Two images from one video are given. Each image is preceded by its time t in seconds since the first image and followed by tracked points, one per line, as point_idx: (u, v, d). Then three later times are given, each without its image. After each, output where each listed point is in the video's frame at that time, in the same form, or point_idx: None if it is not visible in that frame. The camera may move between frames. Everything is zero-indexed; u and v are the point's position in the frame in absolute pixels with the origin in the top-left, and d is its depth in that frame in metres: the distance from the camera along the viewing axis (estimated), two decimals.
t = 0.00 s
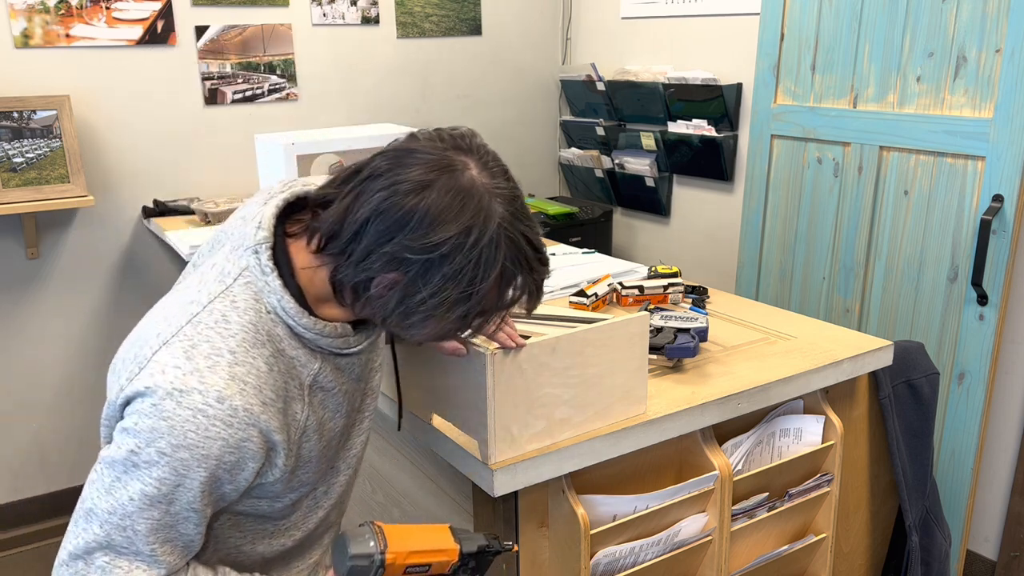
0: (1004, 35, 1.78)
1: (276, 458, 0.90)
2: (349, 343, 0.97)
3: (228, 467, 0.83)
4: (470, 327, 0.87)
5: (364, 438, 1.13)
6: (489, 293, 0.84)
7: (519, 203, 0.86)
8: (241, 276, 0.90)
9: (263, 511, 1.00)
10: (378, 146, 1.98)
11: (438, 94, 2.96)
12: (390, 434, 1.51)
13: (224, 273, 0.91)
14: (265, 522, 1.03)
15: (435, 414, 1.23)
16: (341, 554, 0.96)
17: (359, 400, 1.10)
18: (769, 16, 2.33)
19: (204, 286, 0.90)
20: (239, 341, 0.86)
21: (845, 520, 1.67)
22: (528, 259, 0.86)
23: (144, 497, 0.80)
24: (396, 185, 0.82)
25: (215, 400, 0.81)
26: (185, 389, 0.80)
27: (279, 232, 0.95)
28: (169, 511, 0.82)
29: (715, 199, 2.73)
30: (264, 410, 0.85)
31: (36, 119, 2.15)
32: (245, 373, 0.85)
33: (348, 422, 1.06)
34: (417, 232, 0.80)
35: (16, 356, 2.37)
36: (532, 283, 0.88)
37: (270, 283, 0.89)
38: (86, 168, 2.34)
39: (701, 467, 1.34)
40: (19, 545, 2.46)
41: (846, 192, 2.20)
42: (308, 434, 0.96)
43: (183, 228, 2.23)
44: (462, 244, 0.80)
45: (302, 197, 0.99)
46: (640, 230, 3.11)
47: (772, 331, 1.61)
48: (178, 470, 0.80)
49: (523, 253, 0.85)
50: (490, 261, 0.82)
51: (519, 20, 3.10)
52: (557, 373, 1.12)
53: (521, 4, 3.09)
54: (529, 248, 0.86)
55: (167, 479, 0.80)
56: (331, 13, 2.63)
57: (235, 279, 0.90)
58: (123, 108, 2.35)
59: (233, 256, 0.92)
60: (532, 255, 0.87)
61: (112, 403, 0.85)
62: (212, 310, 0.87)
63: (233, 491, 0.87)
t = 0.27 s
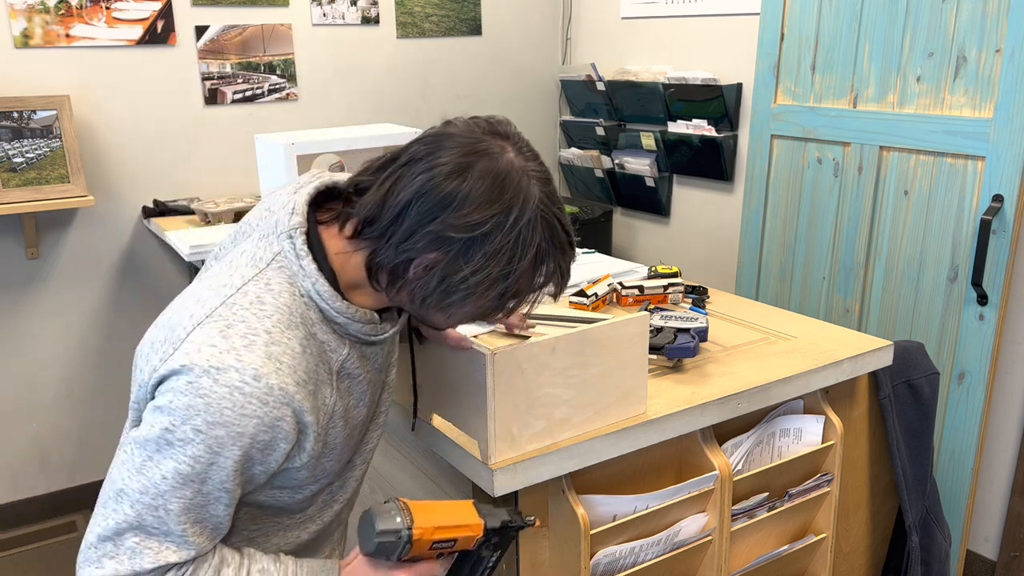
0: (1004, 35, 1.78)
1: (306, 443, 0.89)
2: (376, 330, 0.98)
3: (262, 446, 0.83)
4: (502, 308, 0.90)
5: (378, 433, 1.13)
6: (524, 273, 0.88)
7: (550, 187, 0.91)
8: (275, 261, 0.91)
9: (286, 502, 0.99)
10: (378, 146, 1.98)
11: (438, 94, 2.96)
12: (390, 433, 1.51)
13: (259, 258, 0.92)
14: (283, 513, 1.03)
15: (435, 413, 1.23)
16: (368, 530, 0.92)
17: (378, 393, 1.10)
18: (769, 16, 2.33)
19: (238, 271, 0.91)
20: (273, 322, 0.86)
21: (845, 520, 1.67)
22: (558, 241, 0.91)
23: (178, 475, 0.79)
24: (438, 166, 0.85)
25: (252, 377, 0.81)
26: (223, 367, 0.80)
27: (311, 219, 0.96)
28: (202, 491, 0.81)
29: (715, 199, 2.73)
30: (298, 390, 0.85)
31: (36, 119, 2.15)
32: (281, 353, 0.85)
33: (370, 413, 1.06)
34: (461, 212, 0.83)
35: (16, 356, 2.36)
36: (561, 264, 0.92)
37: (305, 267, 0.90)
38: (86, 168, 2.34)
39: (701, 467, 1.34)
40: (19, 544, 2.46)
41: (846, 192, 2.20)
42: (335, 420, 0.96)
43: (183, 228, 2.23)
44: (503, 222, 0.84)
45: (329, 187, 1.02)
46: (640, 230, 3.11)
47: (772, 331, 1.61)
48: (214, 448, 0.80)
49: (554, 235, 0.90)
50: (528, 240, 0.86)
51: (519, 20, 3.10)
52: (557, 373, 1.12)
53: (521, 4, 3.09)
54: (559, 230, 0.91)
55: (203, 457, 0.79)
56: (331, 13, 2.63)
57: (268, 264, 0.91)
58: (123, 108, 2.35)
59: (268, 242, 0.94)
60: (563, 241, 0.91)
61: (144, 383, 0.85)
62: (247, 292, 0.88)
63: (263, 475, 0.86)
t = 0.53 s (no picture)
0: (1004, 35, 1.78)
1: (336, 399, 0.89)
2: (389, 290, 0.97)
3: (295, 400, 0.83)
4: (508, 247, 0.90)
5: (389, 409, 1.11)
6: (530, 208, 0.89)
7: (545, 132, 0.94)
8: (282, 225, 0.90)
9: (310, 479, 0.98)
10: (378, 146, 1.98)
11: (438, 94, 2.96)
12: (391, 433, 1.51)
13: (264, 224, 0.91)
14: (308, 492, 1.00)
15: (435, 413, 1.23)
16: (403, 526, 0.84)
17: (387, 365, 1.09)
18: (769, 16, 2.33)
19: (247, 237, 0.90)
20: (295, 278, 0.86)
21: (845, 520, 1.67)
22: (555, 183, 0.93)
23: (216, 433, 0.78)
24: (445, 104, 0.86)
25: (282, 329, 0.82)
26: (252, 322, 0.81)
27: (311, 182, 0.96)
28: (240, 452, 0.80)
29: (715, 199, 2.73)
30: (325, 344, 0.85)
31: (36, 119, 2.15)
32: (306, 307, 0.85)
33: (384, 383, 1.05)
34: (471, 143, 0.85)
35: (16, 356, 2.37)
36: (557, 208, 0.94)
37: (314, 225, 0.89)
38: (87, 168, 2.34)
39: (701, 467, 1.34)
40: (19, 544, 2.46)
41: (846, 192, 2.20)
42: (359, 382, 0.95)
43: (183, 228, 2.23)
44: (511, 153, 0.86)
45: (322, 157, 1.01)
46: (640, 229, 3.11)
47: (772, 331, 1.61)
48: (249, 403, 0.79)
49: (553, 175, 0.92)
50: (533, 173, 0.88)
51: (519, 20, 3.10)
52: (557, 373, 1.12)
53: (521, 4, 3.09)
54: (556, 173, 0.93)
55: (239, 412, 0.79)
56: (331, 13, 2.63)
57: (278, 229, 0.90)
58: (123, 108, 2.35)
59: (270, 208, 0.92)
60: (558, 182, 0.94)
61: (169, 354, 0.83)
62: (263, 255, 0.87)
63: (295, 434, 0.85)
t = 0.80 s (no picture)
0: (1004, 35, 1.77)
1: (359, 369, 0.91)
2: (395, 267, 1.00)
3: (326, 366, 0.85)
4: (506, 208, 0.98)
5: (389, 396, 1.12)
6: (526, 172, 0.97)
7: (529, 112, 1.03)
8: (294, 205, 0.93)
9: (323, 459, 0.98)
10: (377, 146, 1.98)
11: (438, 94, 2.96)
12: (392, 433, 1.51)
13: (276, 204, 0.93)
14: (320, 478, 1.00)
15: (435, 413, 1.23)
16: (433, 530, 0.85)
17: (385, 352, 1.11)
18: (769, 16, 2.33)
19: (261, 216, 0.92)
20: (317, 251, 0.89)
21: (845, 520, 1.66)
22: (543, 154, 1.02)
23: (251, 397, 0.79)
24: (446, 79, 0.95)
25: (311, 295, 0.84)
26: (283, 288, 0.83)
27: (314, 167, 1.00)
28: (275, 417, 0.81)
29: (715, 199, 2.73)
30: (349, 312, 0.88)
31: (36, 119, 2.15)
32: (330, 277, 0.88)
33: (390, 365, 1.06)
34: (473, 110, 0.93)
35: (16, 356, 2.37)
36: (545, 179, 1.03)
37: (327, 201, 0.93)
38: (87, 168, 2.34)
39: (701, 467, 1.34)
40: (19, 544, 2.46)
41: (846, 192, 2.20)
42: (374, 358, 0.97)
43: (183, 229, 2.23)
44: (508, 120, 0.95)
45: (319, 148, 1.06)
46: (640, 230, 3.11)
47: (772, 331, 1.61)
48: (285, 365, 0.81)
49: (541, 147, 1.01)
50: (526, 139, 0.97)
51: (519, 20, 3.10)
52: (557, 373, 1.12)
53: (521, 4, 3.09)
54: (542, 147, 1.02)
55: (275, 375, 0.80)
56: (331, 13, 2.63)
57: (290, 208, 0.93)
58: (123, 108, 2.36)
59: (279, 190, 0.95)
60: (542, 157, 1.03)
61: (194, 328, 0.84)
62: (281, 232, 0.89)
63: (321, 403, 0.87)
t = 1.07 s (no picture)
0: (1004, 35, 1.77)
1: (347, 363, 0.91)
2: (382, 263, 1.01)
3: (313, 359, 0.85)
4: (494, 198, 0.98)
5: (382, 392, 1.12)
6: (512, 163, 0.98)
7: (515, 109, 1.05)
8: (281, 201, 0.94)
9: (316, 453, 0.98)
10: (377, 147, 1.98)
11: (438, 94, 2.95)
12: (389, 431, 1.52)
13: (263, 201, 0.94)
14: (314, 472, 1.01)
15: (435, 413, 1.23)
16: (415, 484, 0.83)
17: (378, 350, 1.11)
18: (769, 16, 2.33)
19: (249, 213, 0.92)
20: (304, 246, 0.90)
21: (845, 520, 1.67)
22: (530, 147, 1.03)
23: (238, 389, 0.79)
24: (431, 74, 0.97)
25: (300, 289, 0.85)
26: (271, 282, 0.83)
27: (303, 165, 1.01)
28: (263, 409, 0.81)
29: (715, 198, 2.73)
30: (336, 307, 0.88)
31: (36, 119, 2.15)
32: (319, 270, 0.89)
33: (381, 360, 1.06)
34: (457, 102, 0.95)
35: (16, 356, 2.37)
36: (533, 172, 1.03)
37: (315, 196, 0.94)
38: (87, 168, 2.34)
39: (701, 467, 1.34)
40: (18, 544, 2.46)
41: (846, 192, 2.20)
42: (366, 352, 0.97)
43: (183, 228, 2.23)
44: (492, 112, 0.96)
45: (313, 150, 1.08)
46: (640, 229, 3.11)
47: (772, 331, 1.61)
48: (272, 358, 0.81)
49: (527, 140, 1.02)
50: (511, 131, 0.98)
51: (519, 20, 3.10)
52: (557, 373, 1.12)
53: (521, 4, 3.09)
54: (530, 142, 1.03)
55: (261, 367, 0.80)
56: (331, 13, 2.63)
57: (277, 204, 0.93)
58: (123, 109, 2.36)
59: (266, 187, 0.96)
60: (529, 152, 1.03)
61: (183, 322, 0.84)
62: (269, 227, 0.90)
63: (309, 397, 0.87)
